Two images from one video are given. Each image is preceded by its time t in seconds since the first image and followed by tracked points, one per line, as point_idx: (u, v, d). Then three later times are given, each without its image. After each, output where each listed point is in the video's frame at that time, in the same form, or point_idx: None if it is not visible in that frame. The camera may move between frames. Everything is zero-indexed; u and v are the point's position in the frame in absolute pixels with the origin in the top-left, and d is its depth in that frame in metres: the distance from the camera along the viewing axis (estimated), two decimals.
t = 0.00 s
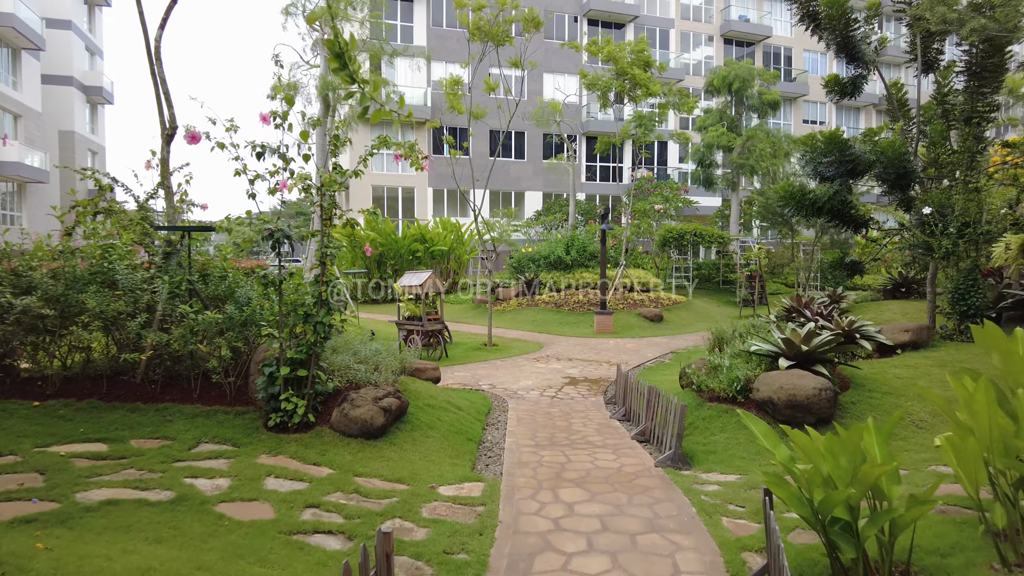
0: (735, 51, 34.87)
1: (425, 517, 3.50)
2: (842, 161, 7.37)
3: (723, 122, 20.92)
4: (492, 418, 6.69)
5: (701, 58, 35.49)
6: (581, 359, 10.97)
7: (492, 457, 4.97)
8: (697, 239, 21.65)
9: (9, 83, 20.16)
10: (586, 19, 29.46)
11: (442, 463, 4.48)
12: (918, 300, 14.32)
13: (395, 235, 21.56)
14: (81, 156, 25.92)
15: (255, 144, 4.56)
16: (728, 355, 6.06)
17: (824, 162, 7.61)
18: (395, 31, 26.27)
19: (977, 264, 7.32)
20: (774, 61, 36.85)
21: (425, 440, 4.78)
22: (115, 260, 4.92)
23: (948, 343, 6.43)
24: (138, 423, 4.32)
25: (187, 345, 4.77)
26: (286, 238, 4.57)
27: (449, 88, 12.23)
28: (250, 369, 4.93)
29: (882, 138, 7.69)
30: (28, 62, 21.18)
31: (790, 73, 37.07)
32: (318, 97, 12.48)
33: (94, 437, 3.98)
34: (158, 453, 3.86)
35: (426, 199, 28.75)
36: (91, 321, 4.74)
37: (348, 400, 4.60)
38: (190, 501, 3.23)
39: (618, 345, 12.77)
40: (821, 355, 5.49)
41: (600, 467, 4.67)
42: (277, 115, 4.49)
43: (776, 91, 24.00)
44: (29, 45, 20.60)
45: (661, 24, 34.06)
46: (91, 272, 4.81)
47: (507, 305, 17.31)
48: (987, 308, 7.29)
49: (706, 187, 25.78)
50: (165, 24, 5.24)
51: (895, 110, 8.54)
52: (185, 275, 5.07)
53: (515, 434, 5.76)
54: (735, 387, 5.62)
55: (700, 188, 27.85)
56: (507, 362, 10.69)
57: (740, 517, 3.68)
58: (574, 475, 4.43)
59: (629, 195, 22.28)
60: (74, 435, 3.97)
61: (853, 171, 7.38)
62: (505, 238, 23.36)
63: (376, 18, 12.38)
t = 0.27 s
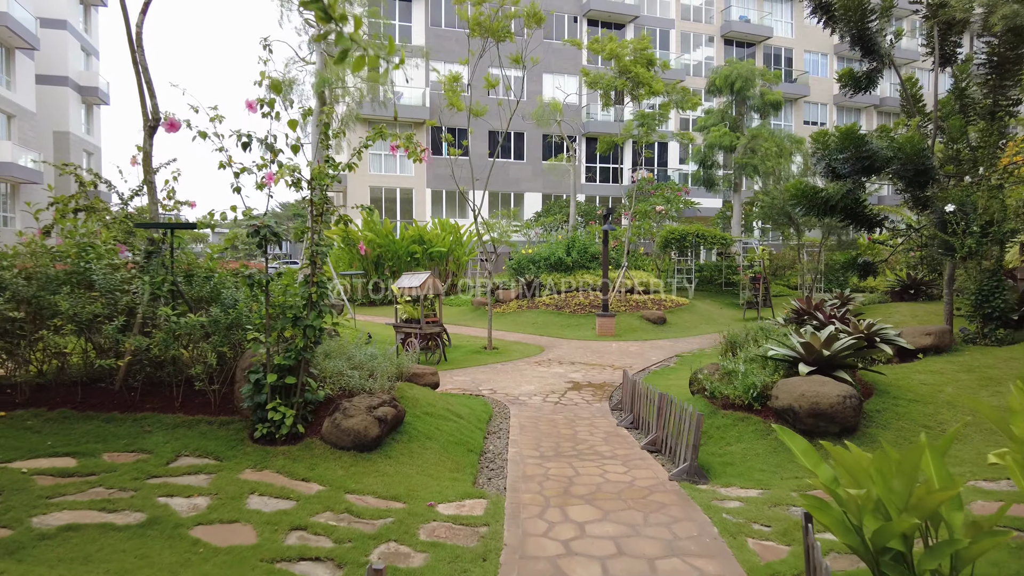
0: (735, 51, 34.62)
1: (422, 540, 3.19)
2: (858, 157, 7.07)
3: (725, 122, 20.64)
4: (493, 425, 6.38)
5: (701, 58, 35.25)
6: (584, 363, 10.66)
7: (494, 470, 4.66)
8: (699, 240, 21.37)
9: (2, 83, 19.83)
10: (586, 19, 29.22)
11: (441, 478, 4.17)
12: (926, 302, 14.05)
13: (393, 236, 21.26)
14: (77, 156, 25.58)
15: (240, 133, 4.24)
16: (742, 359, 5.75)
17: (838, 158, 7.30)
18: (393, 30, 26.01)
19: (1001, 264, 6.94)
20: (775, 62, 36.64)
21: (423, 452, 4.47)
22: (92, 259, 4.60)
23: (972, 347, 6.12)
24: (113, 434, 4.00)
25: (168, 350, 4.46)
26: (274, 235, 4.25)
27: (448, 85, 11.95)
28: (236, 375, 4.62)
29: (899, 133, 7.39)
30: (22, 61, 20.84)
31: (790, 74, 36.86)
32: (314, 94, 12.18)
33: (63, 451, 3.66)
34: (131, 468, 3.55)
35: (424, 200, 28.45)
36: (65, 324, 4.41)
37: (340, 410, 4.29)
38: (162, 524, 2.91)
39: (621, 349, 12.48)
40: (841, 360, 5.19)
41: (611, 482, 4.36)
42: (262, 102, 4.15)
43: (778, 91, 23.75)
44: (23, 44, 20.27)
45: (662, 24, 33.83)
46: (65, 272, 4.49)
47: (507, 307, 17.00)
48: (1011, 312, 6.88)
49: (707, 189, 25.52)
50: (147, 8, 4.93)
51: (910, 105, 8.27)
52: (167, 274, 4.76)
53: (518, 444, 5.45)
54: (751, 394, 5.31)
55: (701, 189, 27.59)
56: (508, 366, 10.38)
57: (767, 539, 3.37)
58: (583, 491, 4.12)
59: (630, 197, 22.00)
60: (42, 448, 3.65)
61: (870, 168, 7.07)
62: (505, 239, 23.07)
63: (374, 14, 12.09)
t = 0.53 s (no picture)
0: (733, 54, 34.46)
1: (418, 572, 2.87)
2: (872, 155, 6.78)
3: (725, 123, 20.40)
4: (492, 436, 6.06)
5: (699, 61, 35.06)
6: (584, 369, 10.34)
7: (495, 488, 4.34)
8: (698, 243, 21.08)
9: None
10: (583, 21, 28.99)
11: (438, 498, 3.85)
12: (931, 306, 13.81)
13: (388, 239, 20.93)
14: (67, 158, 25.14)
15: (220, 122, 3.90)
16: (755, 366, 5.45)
17: (851, 156, 7.01)
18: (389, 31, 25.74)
19: None
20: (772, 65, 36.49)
21: (417, 468, 4.15)
22: (62, 260, 4.25)
23: (995, 354, 5.83)
24: (80, 451, 3.66)
25: (143, 359, 4.13)
26: (258, 232, 3.89)
27: (445, 83, 11.65)
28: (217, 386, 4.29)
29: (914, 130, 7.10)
30: (12, 61, 20.42)
31: (788, 77, 36.71)
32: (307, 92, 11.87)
33: (21, 471, 3.32)
34: (96, 490, 3.21)
35: (420, 203, 28.14)
36: (30, 331, 4.07)
37: (328, 423, 3.97)
38: (124, 558, 2.58)
39: (622, 354, 12.17)
40: (863, 368, 4.88)
41: (621, 501, 4.04)
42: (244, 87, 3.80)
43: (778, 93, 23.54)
44: (12, 44, 19.85)
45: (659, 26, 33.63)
46: (32, 274, 4.15)
47: (505, 311, 16.68)
48: None
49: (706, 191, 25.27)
50: None
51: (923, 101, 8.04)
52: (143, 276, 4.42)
53: (519, 458, 5.13)
54: (767, 404, 5.01)
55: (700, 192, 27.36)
56: (506, 372, 10.06)
57: (797, 567, 3.05)
58: (592, 512, 3.80)
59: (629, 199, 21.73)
60: None
61: (884, 167, 6.80)
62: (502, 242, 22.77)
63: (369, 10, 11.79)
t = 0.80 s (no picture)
0: (724, 54, 34.36)
1: None
2: (877, 151, 6.53)
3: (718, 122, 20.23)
4: (484, 444, 5.75)
5: (690, 62, 34.92)
6: (578, 372, 10.06)
7: (486, 503, 4.04)
8: (692, 244, 20.84)
9: None
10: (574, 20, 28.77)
11: (425, 516, 3.54)
12: (928, 306, 13.63)
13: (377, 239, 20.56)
14: (50, 158, 24.56)
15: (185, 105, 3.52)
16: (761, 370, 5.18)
17: (855, 152, 6.75)
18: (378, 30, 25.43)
19: None
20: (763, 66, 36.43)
21: (402, 484, 3.83)
22: (16, 257, 3.88)
23: (1009, 357, 5.60)
24: (30, 468, 3.31)
25: (103, 366, 3.78)
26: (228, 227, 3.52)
27: (434, 79, 11.36)
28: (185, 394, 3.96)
29: (920, 124, 6.84)
30: None
31: (779, 78, 36.66)
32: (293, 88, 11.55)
33: None
34: (43, 512, 2.87)
35: (409, 203, 27.80)
36: None
37: (305, 435, 3.64)
38: None
39: (616, 356, 11.90)
40: (876, 372, 4.62)
41: (624, 518, 3.76)
42: (211, 69, 3.43)
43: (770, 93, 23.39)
44: None
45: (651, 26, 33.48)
46: None
47: (496, 312, 16.38)
48: None
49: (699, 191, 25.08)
50: None
51: (926, 96, 7.81)
52: (105, 275, 4.07)
53: (513, 468, 4.83)
54: (774, 410, 4.74)
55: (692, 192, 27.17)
56: (497, 376, 9.76)
57: None
58: (592, 531, 3.51)
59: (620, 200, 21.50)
60: None
61: (889, 162, 6.55)
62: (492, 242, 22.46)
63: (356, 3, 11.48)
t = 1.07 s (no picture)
0: (711, 54, 34.29)
1: None
2: (877, 145, 6.30)
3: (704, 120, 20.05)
4: (470, 454, 5.44)
5: (677, 62, 34.79)
6: (567, 375, 9.76)
7: (472, 522, 3.73)
8: (680, 244, 20.62)
9: None
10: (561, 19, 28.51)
11: (405, 539, 3.22)
12: (919, 306, 13.49)
13: (360, 239, 20.14)
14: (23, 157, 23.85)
15: (135, 84, 3.15)
16: (762, 373, 4.91)
17: (854, 146, 6.52)
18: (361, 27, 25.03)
19: None
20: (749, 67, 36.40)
21: (381, 503, 3.51)
22: None
23: (1017, 359, 5.37)
24: None
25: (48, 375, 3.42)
26: (185, 220, 3.16)
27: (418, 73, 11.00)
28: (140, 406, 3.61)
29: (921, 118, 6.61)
30: None
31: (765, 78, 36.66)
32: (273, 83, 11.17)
33: None
34: None
35: (394, 204, 27.39)
36: None
37: (273, 450, 3.30)
38: None
39: (605, 358, 11.63)
40: (885, 376, 4.37)
41: (622, 537, 3.47)
42: (165, 43, 3.08)
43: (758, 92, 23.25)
44: None
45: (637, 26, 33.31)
46: None
47: (482, 313, 16.04)
48: None
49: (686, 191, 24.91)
50: None
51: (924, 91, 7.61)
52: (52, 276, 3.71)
53: (501, 481, 4.53)
54: (778, 417, 4.47)
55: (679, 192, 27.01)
56: (484, 379, 9.44)
57: None
58: (589, 554, 3.22)
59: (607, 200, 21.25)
60: None
61: (890, 157, 6.31)
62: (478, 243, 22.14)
63: None
